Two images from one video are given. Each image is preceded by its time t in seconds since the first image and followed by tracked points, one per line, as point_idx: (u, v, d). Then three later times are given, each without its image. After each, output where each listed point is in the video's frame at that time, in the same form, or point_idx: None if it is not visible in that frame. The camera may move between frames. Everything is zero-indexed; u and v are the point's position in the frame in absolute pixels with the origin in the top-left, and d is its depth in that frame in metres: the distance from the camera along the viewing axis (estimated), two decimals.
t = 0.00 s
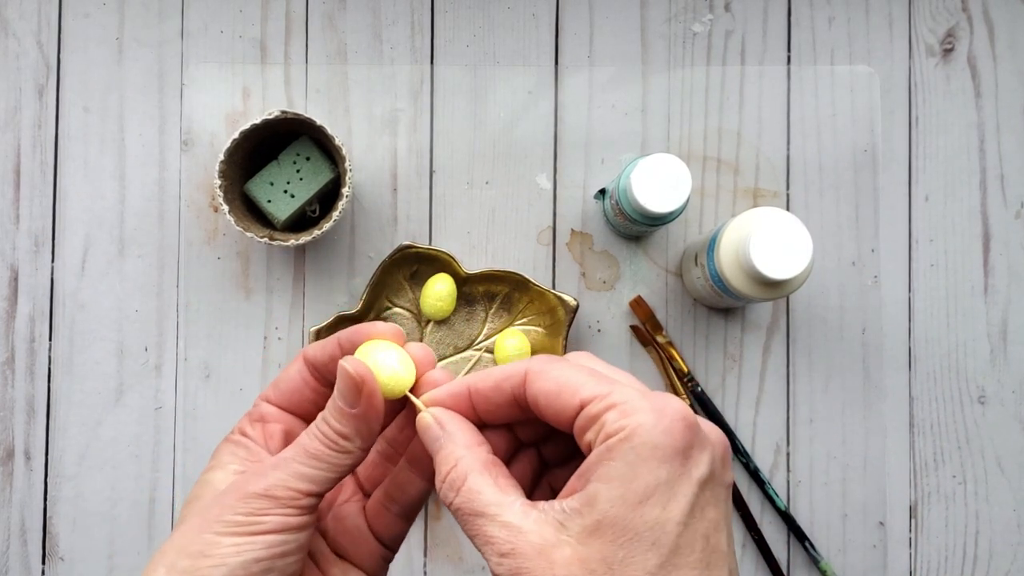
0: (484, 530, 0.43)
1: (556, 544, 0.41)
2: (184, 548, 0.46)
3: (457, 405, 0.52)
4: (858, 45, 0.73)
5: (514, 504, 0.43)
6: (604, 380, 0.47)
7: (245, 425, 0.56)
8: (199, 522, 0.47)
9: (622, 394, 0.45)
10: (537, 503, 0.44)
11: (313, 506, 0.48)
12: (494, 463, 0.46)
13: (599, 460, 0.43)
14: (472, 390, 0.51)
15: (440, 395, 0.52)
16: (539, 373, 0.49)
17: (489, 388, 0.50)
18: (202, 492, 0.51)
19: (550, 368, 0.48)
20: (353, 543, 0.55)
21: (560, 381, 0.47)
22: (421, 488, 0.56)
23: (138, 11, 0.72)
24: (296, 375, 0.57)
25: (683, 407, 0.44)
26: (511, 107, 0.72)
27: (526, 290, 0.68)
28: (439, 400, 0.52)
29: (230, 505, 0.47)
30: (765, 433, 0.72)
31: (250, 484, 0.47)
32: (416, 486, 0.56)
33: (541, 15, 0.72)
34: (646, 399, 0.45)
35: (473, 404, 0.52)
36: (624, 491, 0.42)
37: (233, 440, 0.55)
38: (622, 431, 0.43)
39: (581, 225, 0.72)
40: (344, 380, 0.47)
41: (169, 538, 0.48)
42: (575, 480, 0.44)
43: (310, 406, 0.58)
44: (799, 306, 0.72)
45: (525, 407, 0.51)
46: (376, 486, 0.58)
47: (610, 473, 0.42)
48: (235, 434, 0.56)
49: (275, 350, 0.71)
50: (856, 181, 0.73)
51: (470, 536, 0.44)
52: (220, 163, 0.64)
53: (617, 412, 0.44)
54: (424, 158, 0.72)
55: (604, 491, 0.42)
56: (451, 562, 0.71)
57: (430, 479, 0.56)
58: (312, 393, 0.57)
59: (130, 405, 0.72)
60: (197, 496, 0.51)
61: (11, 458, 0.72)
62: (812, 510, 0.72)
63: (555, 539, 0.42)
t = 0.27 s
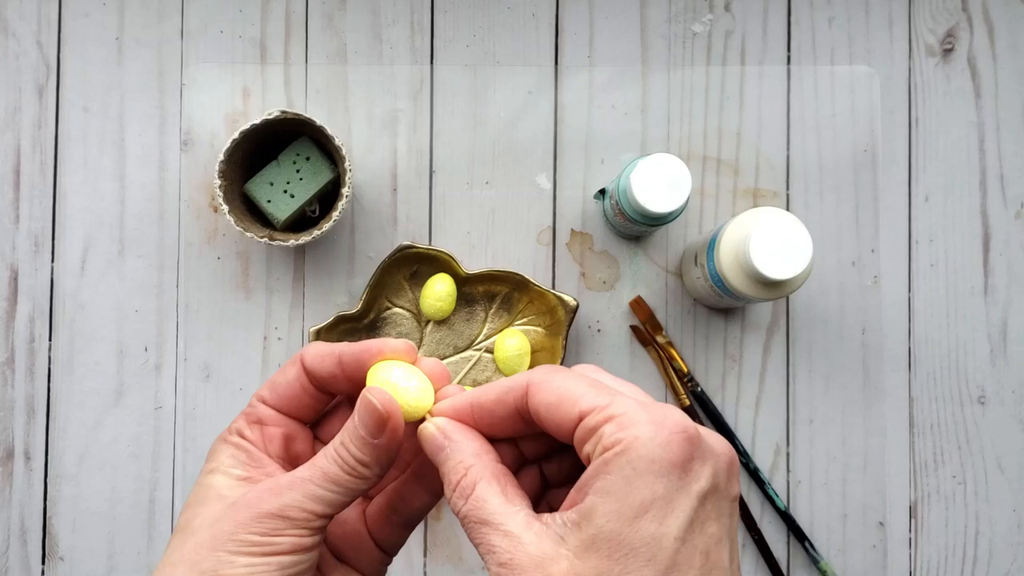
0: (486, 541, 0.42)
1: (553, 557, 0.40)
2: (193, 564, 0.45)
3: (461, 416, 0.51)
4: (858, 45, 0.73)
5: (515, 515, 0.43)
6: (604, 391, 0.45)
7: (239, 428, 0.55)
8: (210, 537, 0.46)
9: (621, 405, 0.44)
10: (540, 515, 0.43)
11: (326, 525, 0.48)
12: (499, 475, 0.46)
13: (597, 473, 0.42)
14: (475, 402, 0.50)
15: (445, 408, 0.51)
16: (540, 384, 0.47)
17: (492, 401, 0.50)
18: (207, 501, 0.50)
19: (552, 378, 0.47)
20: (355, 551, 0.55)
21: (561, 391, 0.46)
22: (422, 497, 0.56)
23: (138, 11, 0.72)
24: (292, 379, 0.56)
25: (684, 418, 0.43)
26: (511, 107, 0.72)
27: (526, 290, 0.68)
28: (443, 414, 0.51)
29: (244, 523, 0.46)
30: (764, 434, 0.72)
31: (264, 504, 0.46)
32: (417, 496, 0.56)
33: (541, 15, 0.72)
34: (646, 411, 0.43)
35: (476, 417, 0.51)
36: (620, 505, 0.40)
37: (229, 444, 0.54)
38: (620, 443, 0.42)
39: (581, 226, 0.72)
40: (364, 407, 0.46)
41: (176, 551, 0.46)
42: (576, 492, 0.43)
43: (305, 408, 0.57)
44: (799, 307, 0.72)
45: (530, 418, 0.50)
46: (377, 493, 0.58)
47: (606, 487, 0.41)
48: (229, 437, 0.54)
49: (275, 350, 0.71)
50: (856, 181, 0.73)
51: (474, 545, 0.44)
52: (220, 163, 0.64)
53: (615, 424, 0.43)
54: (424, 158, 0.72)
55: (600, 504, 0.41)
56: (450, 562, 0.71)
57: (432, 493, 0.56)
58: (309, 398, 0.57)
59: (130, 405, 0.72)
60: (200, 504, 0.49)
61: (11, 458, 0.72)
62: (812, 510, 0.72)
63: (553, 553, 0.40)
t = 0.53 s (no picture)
0: (533, 562, 0.43)
1: (607, 570, 0.41)
2: (179, 553, 0.45)
3: (500, 440, 0.52)
4: (858, 45, 0.73)
5: (563, 536, 0.43)
6: (645, 406, 0.48)
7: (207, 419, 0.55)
8: (194, 526, 0.46)
9: (664, 417, 0.46)
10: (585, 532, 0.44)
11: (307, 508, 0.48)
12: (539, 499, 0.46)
13: (647, 484, 0.43)
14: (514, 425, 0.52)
15: (482, 433, 0.53)
16: (579, 402, 0.49)
17: (530, 423, 0.51)
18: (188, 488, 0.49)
19: (592, 395, 0.49)
20: (329, 536, 0.55)
21: (602, 408, 0.48)
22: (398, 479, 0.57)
23: (138, 11, 0.72)
24: (262, 367, 0.56)
25: (726, 425, 0.45)
26: (511, 107, 0.72)
27: (526, 290, 0.68)
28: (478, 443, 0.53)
29: (227, 510, 0.46)
30: (764, 433, 0.72)
31: (247, 491, 0.46)
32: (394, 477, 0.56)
33: (541, 15, 0.72)
34: (688, 420, 0.45)
35: (514, 441, 0.52)
36: (673, 512, 0.42)
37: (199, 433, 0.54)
38: (668, 452, 0.44)
39: (581, 226, 0.72)
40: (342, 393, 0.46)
41: (159, 540, 0.46)
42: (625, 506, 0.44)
43: (275, 397, 0.57)
44: (799, 307, 0.72)
45: (569, 438, 0.52)
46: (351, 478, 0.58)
47: (657, 495, 0.43)
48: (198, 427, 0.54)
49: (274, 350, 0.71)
50: (856, 181, 0.73)
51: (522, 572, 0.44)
52: (219, 163, 0.64)
53: (660, 435, 0.45)
54: (424, 158, 0.72)
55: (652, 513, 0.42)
56: (450, 562, 0.71)
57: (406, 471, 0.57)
58: (280, 386, 0.57)
59: (130, 405, 0.72)
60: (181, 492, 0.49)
61: (11, 458, 0.72)
62: (812, 510, 0.72)
63: (608, 565, 0.41)
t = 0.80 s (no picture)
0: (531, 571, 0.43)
1: None
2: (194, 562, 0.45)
3: (500, 450, 0.53)
4: (858, 45, 0.73)
5: (559, 544, 0.43)
6: (642, 419, 0.47)
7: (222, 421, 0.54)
8: (210, 536, 0.46)
9: (661, 431, 0.46)
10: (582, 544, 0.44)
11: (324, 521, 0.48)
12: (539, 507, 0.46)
13: (641, 497, 0.44)
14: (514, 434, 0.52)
15: (483, 442, 0.53)
16: (578, 413, 0.50)
17: (531, 433, 0.51)
18: (202, 494, 0.49)
19: (590, 407, 0.50)
20: (338, 545, 0.55)
21: (599, 420, 0.48)
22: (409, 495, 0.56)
23: (138, 11, 0.72)
24: (280, 372, 0.56)
25: (720, 440, 0.45)
26: (511, 107, 0.72)
27: (526, 290, 0.68)
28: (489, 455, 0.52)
29: (244, 522, 0.45)
30: (764, 433, 0.72)
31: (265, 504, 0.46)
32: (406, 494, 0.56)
33: (541, 15, 0.72)
34: (684, 435, 0.45)
35: (515, 451, 0.53)
36: (666, 525, 0.42)
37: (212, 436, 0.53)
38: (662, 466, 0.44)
39: (581, 226, 0.72)
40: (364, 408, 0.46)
41: (173, 549, 0.46)
42: (620, 518, 0.45)
43: (291, 403, 0.57)
44: (799, 307, 0.72)
45: (568, 447, 0.52)
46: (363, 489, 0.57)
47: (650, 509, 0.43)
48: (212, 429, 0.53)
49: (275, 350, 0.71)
50: (856, 181, 0.73)
51: None
52: (220, 164, 0.64)
53: (656, 448, 0.45)
54: (424, 158, 0.72)
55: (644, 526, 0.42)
56: (451, 563, 0.71)
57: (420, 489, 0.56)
58: (298, 392, 0.56)
59: (130, 405, 0.72)
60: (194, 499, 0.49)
61: (11, 458, 0.72)
62: (812, 510, 0.72)
63: None
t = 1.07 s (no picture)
0: (532, 546, 0.43)
1: (605, 563, 0.41)
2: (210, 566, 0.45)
3: (503, 431, 0.52)
4: (858, 45, 0.73)
5: (562, 523, 0.43)
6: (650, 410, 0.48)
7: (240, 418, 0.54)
8: (225, 541, 0.45)
9: (668, 420, 0.46)
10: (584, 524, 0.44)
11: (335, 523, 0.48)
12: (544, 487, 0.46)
13: (646, 482, 0.44)
14: (520, 417, 0.52)
15: (486, 423, 0.52)
16: (586, 399, 0.50)
17: (536, 415, 0.51)
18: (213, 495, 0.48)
19: (598, 394, 0.50)
20: (350, 548, 0.55)
21: (606, 407, 0.49)
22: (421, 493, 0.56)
23: (138, 11, 0.72)
24: (300, 369, 0.57)
25: (725, 434, 0.45)
26: (511, 107, 0.72)
27: (526, 290, 0.68)
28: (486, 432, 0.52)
29: (258, 525, 0.45)
30: (764, 433, 0.72)
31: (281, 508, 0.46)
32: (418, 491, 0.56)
33: (541, 15, 0.72)
34: (691, 426, 0.45)
35: (518, 432, 0.53)
36: (669, 511, 0.42)
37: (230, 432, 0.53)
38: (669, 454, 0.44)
39: (581, 226, 0.72)
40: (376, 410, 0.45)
41: (188, 554, 0.46)
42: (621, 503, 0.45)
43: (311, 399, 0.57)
44: (799, 307, 0.72)
45: (569, 433, 0.52)
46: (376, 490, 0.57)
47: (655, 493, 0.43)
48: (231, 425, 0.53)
49: (275, 350, 0.71)
50: (855, 181, 0.73)
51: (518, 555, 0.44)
52: (220, 164, 0.64)
53: (664, 436, 0.45)
54: (424, 158, 0.72)
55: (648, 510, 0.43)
56: (451, 562, 0.71)
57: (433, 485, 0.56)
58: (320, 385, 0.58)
59: (130, 404, 0.72)
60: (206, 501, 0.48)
61: (11, 458, 0.72)
62: (811, 510, 0.72)
63: (604, 557, 0.42)
